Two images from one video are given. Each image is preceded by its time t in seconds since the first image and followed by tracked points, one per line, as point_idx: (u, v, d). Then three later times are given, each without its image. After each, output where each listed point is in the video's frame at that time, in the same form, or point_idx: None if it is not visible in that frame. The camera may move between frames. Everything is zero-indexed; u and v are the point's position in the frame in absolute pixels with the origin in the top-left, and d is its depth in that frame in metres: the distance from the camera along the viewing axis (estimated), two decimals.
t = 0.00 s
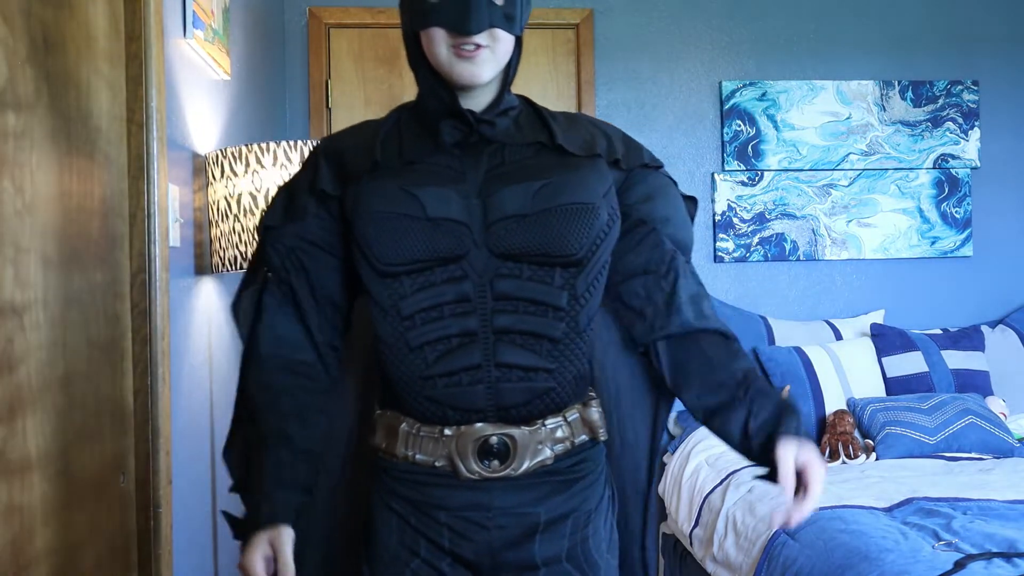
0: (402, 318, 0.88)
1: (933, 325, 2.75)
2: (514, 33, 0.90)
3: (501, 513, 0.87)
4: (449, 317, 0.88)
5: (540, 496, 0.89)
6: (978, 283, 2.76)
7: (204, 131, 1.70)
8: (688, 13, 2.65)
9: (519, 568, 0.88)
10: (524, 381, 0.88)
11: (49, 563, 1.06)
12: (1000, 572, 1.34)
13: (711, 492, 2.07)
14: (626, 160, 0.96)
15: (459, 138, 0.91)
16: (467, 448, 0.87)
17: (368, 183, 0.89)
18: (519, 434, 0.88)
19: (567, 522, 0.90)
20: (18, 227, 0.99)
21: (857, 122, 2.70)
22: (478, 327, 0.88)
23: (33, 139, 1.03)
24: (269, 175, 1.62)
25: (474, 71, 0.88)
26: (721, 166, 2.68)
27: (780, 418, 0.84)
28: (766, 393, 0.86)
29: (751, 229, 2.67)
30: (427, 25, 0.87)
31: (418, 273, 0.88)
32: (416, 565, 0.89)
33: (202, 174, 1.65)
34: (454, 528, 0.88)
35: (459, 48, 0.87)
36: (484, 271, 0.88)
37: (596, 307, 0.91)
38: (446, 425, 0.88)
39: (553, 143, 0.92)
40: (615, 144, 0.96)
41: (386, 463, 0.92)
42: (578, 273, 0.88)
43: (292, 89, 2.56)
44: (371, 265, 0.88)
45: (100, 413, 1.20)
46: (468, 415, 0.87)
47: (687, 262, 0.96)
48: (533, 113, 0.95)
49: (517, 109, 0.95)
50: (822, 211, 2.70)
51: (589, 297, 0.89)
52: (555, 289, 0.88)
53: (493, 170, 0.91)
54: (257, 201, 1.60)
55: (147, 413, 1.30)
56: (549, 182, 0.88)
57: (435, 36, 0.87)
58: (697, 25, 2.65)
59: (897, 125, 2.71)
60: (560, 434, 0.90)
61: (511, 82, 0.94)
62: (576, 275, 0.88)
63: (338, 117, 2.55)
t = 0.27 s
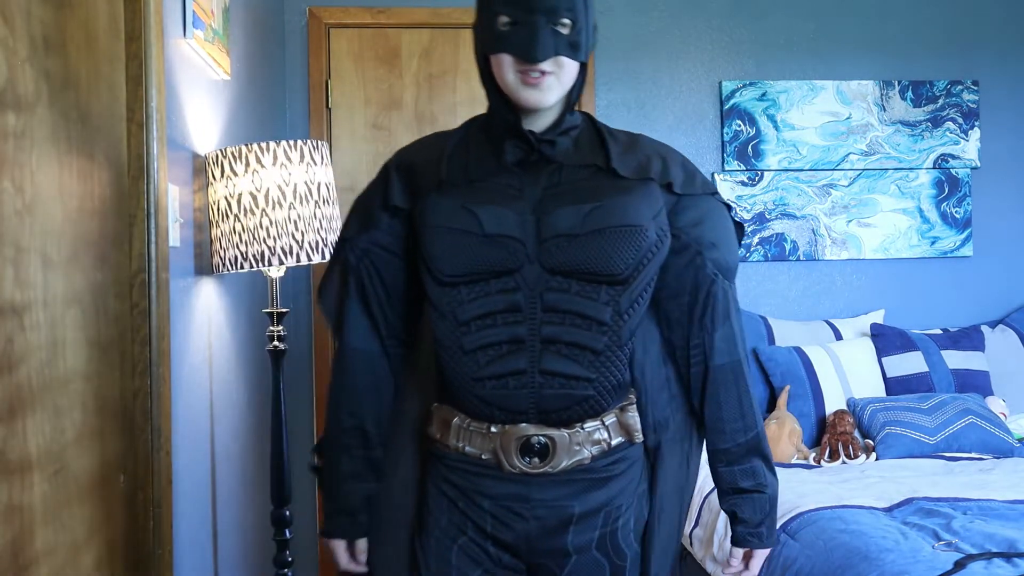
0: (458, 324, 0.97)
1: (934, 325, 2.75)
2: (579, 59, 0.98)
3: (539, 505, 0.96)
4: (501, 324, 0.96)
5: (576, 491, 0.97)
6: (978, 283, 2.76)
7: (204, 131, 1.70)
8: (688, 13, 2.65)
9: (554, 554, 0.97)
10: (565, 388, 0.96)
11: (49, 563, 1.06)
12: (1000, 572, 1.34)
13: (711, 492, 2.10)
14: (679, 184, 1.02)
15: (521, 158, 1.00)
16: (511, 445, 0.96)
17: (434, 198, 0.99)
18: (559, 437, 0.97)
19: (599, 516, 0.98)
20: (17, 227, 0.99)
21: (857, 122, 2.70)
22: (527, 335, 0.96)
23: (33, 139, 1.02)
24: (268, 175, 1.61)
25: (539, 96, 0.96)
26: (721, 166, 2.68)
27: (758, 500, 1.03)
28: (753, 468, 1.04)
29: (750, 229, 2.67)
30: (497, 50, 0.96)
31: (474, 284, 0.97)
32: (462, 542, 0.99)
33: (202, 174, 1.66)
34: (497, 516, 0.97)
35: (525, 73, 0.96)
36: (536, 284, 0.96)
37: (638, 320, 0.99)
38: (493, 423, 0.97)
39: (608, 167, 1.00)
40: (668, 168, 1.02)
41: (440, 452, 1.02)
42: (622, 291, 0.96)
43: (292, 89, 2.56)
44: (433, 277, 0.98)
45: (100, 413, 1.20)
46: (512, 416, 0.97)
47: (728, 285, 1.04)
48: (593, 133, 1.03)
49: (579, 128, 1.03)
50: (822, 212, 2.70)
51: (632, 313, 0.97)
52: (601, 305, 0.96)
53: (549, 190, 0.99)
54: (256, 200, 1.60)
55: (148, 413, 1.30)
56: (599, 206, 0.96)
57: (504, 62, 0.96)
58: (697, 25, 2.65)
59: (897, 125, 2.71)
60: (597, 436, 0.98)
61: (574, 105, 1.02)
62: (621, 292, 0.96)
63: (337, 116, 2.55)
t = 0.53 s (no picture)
0: (480, 307, 1.12)
1: (934, 325, 2.75)
2: (613, 65, 1.11)
3: (539, 480, 1.09)
4: (518, 310, 1.11)
5: (576, 472, 1.10)
6: (978, 283, 2.76)
7: (204, 132, 1.70)
8: (688, 13, 2.65)
9: (552, 526, 1.09)
10: (570, 376, 1.09)
11: (49, 562, 1.06)
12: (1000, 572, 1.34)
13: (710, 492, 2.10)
14: (705, 191, 1.14)
15: (553, 154, 1.14)
16: (517, 424, 1.10)
17: (467, 186, 1.15)
18: (563, 422, 1.09)
19: (598, 497, 1.10)
20: (18, 227, 0.99)
21: (857, 122, 2.70)
22: (541, 323, 1.10)
23: (33, 139, 1.02)
24: (269, 176, 1.61)
25: (573, 98, 1.10)
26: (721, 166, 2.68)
27: (750, 500, 1.12)
28: (751, 468, 1.13)
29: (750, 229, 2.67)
30: (538, 54, 1.10)
31: (497, 272, 1.12)
32: (467, 507, 1.14)
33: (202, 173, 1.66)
34: (500, 486, 1.11)
35: (563, 75, 1.10)
36: (553, 275, 1.10)
37: (645, 318, 1.12)
38: (502, 402, 1.12)
39: (632, 169, 1.12)
40: (694, 173, 1.15)
41: (455, 422, 1.18)
42: (632, 289, 1.10)
43: (292, 89, 2.56)
44: (463, 262, 1.14)
45: (100, 414, 1.20)
46: (521, 397, 1.10)
47: (742, 290, 1.13)
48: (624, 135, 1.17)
49: (610, 131, 1.16)
50: (822, 212, 2.70)
51: (638, 309, 1.11)
52: (610, 300, 1.10)
53: (573, 186, 1.12)
54: (256, 201, 1.60)
55: (147, 412, 1.30)
56: (616, 208, 1.09)
57: (543, 66, 1.11)
58: (697, 25, 2.65)
59: (897, 125, 2.71)
60: (599, 424, 1.11)
61: (607, 107, 1.16)
62: (630, 290, 1.10)
63: (337, 116, 2.55)
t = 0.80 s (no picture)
0: (478, 301, 1.16)
1: (934, 325, 2.75)
2: (615, 69, 1.16)
3: (533, 470, 1.12)
4: (515, 304, 1.14)
5: (568, 463, 1.12)
6: (978, 283, 2.76)
7: (204, 132, 1.70)
8: (688, 13, 2.65)
9: (545, 515, 1.11)
10: (564, 368, 1.12)
11: (49, 562, 1.06)
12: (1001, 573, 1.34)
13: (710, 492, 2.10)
14: (699, 195, 1.19)
15: (554, 155, 1.19)
16: (512, 414, 1.13)
17: (470, 185, 1.20)
18: (557, 412, 1.12)
19: (591, 488, 1.12)
20: (18, 227, 0.99)
21: (857, 122, 2.70)
22: (537, 317, 1.13)
23: (33, 139, 1.02)
24: (268, 176, 1.61)
25: (576, 98, 1.15)
26: (721, 166, 2.68)
27: (733, 496, 1.17)
28: (736, 465, 1.18)
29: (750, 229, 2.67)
30: (542, 57, 1.15)
31: (495, 267, 1.15)
32: (463, 501, 1.16)
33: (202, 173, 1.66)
34: (496, 476, 1.13)
35: (565, 77, 1.14)
36: (549, 271, 1.14)
37: (638, 313, 1.15)
38: (497, 393, 1.15)
39: (628, 170, 1.18)
40: (688, 177, 1.20)
41: (454, 414, 1.21)
42: (625, 285, 1.13)
43: (292, 89, 2.56)
44: (463, 257, 1.18)
45: (100, 413, 1.21)
46: (516, 388, 1.13)
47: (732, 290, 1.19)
48: (622, 139, 1.22)
49: (608, 135, 1.21)
50: (822, 212, 2.70)
51: (631, 305, 1.14)
52: (604, 295, 1.13)
53: (571, 185, 1.17)
54: (256, 201, 1.60)
55: (147, 412, 1.31)
56: (611, 206, 1.13)
57: (546, 69, 1.15)
58: (697, 25, 2.65)
59: (897, 125, 2.71)
60: (592, 416, 1.13)
61: (607, 111, 1.21)
62: (623, 286, 1.13)
63: (337, 116, 2.55)
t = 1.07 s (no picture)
0: (453, 303, 1.19)
1: (933, 325, 2.75)
2: (579, 77, 1.20)
3: (512, 463, 1.16)
4: (489, 305, 1.18)
5: (546, 455, 1.16)
6: (978, 283, 2.76)
7: (204, 132, 1.70)
8: (688, 13, 2.65)
9: (527, 506, 1.15)
10: (538, 364, 1.16)
11: (49, 562, 1.06)
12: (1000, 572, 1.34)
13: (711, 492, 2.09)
14: (657, 193, 1.23)
15: (520, 162, 1.22)
16: (491, 410, 1.17)
17: (441, 193, 1.23)
18: (533, 406, 1.16)
19: (569, 477, 1.17)
20: (18, 227, 0.99)
21: (857, 122, 2.70)
22: (510, 317, 1.17)
23: (33, 139, 1.02)
24: (269, 176, 1.61)
25: (541, 105, 1.18)
26: (721, 166, 2.68)
27: (718, 475, 1.16)
28: (717, 447, 1.17)
29: (750, 229, 2.67)
30: (510, 66, 1.18)
31: (469, 270, 1.19)
32: (453, 496, 1.19)
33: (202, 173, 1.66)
34: (477, 471, 1.17)
35: (533, 85, 1.18)
36: (521, 272, 1.18)
37: (607, 309, 1.19)
38: (476, 391, 1.19)
39: (591, 173, 1.21)
40: (649, 178, 1.23)
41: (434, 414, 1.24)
42: (594, 282, 1.17)
43: (292, 89, 2.56)
44: (437, 263, 1.21)
45: (101, 412, 1.21)
46: (493, 385, 1.17)
47: (699, 280, 1.21)
48: (584, 144, 1.25)
49: (571, 141, 1.24)
50: (822, 212, 2.70)
51: (601, 301, 1.18)
52: (574, 293, 1.17)
53: (539, 190, 1.20)
54: (256, 201, 1.60)
55: (147, 412, 1.31)
56: (577, 208, 1.17)
57: (515, 76, 1.18)
58: (697, 25, 2.65)
59: (897, 125, 2.71)
60: (567, 409, 1.18)
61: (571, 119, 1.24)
62: (592, 284, 1.17)
63: (337, 116, 2.55)
